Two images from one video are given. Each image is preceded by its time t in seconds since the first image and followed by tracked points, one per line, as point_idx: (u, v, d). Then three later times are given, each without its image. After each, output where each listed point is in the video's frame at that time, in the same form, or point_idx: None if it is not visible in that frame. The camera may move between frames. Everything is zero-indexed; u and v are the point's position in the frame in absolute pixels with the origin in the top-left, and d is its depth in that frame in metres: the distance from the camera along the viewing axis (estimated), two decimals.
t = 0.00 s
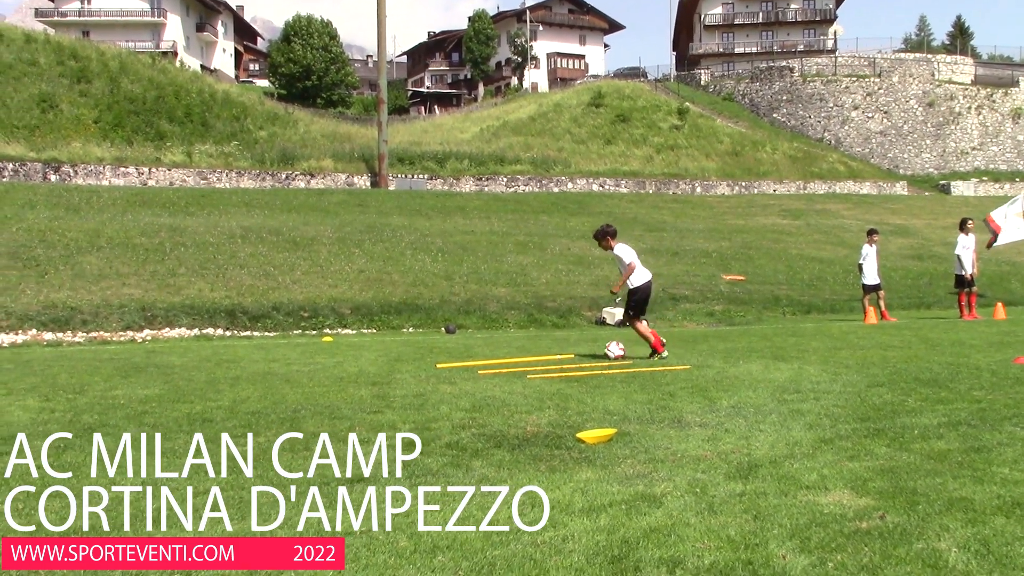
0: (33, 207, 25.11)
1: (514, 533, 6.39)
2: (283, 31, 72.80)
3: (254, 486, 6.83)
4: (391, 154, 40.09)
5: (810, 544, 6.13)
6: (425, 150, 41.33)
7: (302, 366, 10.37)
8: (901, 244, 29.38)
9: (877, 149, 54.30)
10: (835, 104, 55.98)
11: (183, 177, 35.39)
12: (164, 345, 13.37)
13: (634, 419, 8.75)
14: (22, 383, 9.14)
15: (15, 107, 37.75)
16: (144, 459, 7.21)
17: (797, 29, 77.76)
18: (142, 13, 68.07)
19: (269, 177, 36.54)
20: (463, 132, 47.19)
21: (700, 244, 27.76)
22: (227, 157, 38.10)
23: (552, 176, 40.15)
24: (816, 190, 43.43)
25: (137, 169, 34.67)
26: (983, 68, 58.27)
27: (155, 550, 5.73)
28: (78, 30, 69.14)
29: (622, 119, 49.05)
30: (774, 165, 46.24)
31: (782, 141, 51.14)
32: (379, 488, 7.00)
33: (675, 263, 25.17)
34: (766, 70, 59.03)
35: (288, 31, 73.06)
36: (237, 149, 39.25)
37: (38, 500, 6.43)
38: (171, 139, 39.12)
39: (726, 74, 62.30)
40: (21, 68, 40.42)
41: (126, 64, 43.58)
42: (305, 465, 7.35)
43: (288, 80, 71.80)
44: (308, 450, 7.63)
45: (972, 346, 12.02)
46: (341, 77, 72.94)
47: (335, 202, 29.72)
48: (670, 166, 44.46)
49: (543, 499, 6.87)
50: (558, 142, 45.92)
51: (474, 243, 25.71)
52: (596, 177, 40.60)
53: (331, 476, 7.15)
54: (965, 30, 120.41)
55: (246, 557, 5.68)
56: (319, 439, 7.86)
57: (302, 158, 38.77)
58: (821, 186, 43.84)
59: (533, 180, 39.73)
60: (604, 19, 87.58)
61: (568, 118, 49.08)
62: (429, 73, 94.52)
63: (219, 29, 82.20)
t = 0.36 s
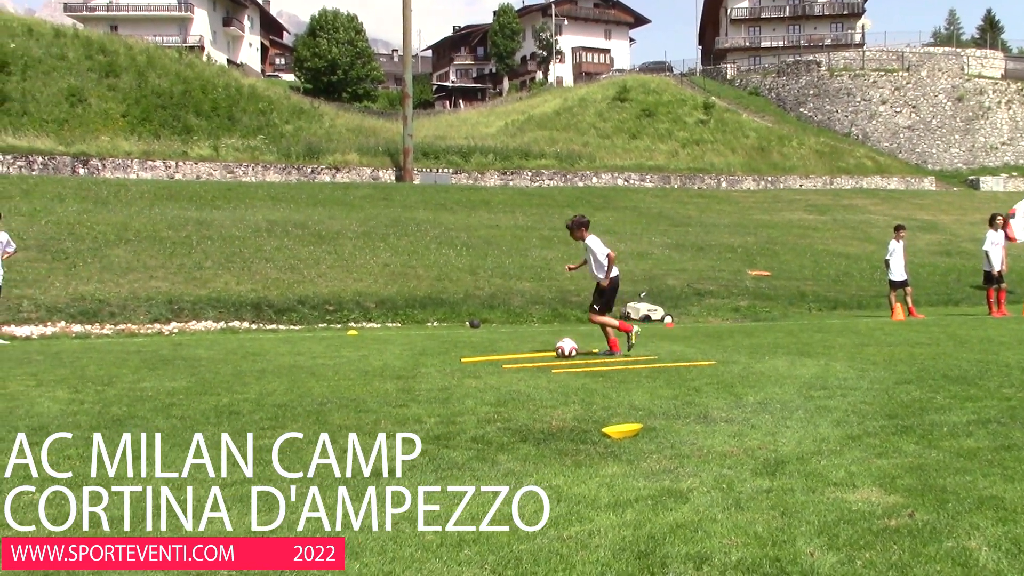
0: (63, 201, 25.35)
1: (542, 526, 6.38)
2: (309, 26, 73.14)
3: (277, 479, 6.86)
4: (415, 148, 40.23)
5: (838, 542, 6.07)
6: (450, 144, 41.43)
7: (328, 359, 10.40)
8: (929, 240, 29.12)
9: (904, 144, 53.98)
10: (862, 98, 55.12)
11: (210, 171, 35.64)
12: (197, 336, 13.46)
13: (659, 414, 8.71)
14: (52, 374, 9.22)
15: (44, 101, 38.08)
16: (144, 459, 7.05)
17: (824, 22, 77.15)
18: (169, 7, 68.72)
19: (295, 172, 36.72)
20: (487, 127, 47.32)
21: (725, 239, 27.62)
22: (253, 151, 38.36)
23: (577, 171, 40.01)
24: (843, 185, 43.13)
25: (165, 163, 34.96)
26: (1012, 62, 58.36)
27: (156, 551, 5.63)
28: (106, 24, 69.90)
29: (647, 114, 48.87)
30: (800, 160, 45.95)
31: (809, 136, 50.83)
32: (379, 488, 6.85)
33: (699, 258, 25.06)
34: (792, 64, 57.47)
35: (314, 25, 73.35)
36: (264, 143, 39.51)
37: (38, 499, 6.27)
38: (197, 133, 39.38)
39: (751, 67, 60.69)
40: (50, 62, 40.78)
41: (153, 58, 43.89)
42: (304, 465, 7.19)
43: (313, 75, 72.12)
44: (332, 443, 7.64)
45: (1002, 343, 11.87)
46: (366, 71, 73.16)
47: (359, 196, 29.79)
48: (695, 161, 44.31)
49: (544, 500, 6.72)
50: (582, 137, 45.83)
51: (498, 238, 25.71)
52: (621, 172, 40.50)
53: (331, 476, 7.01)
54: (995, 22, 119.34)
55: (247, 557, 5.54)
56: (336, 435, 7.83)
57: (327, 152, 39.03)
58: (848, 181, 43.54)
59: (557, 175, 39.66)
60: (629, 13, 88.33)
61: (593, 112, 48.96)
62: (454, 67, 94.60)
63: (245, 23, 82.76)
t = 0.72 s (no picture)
0: (105, 195, 25.68)
1: (584, 522, 6.34)
2: (348, 21, 73.75)
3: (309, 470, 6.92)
4: (452, 143, 40.43)
5: (884, 541, 5.97)
6: (487, 139, 41.52)
7: (366, 353, 10.43)
8: (971, 236, 28.71)
9: (946, 139, 53.19)
10: (904, 92, 54.62)
11: (249, 166, 36.00)
12: (239, 330, 13.56)
13: (698, 411, 8.64)
14: (95, 366, 9.32)
15: (87, 96, 38.56)
16: (145, 459, 6.91)
17: (865, 15, 77.19)
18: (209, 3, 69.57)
19: (333, 166, 37.34)
20: (524, 121, 47.55)
21: (764, 234, 27.42)
22: (292, 146, 38.65)
23: (614, 166, 39.99)
24: (883, 180, 42.79)
25: (204, 158, 35.33)
26: None
27: (156, 551, 5.51)
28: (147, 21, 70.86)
29: (685, 108, 48.60)
30: (840, 155, 45.49)
31: (848, 130, 50.33)
32: (382, 487, 6.71)
33: (737, 253, 24.91)
34: (832, 59, 57.47)
35: (352, 20, 73.87)
36: (302, 138, 39.83)
37: (37, 500, 6.12)
38: (237, 127, 39.71)
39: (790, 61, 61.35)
40: (93, 58, 41.31)
41: (193, 54, 44.37)
42: (304, 464, 7.04)
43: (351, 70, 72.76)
44: (372, 437, 7.69)
45: None
46: (403, 67, 73.24)
47: (396, 190, 29.89)
48: (733, 155, 44.05)
49: (544, 502, 6.55)
50: (619, 132, 45.65)
51: (535, 233, 25.70)
52: (658, 167, 40.43)
53: (330, 476, 6.86)
54: None
55: (247, 557, 5.42)
56: (372, 430, 7.83)
57: (365, 147, 39.51)
58: (888, 176, 43.16)
59: (594, 170, 39.60)
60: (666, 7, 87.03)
61: (630, 106, 48.76)
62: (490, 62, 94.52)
63: (284, 18, 83.58)
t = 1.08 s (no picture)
0: (186, 192, 26.30)
1: (664, 522, 6.26)
2: (421, 19, 74.32)
3: (402, 465, 7.09)
4: (525, 141, 40.50)
5: (975, 548, 5.77)
6: (559, 136, 41.61)
7: (441, 349, 10.48)
8: None
9: None
10: (987, 87, 52.54)
11: (325, 163, 36.56)
12: (321, 325, 13.74)
13: (777, 411, 8.48)
14: (178, 360, 9.55)
15: (168, 96, 39.62)
16: (145, 460, 6.91)
17: (947, 9, 75.11)
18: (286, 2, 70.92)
19: (406, 164, 37.34)
20: (597, 118, 47.66)
21: (841, 232, 26.93)
22: (367, 144, 39.07)
23: (687, 163, 39.73)
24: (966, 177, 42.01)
25: (281, 156, 35.97)
26: None
27: (156, 551, 5.49)
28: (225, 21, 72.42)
29: (759, 104, 48.03)
30: (920, 151, 44.52)
31: (928, 126, 49.15)
32: (383, 487, 6.66)
33: (815, 251, 24.53)
34: (912, 53, 56.90)
35: (424, 19, 74.42)
36: (377, 136, 40.24)
37: (37, 499, 6.13)
38: (313, 126, 40.34)
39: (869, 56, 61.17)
40: (174, 58, 42.40)
41: (270, 54, 45.27)
42: (304, 464, 6.99)
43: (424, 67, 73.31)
44: (451, 434, 7.77)
45: None
46: (476, 65, 73.68)
47: (470, 187, 30.03)
48: (810, 152, 43.38)
49: (542, 505, 6.44)
50: (692, 129, 45.24)
51: (608, 230, 25.59)
52: (732, 164, 39.95)
53: (330, 476, 6.81)
54: None
55: (247, 557, 5.40)
56: (446, 427, 7.90)
57: (437, 144, 39.47)
58: (971, 172, 42.32)
59: (668, 167, 39.38)
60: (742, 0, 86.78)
61: (704, 103, 48.50)
62: (563, 59, 95.10)
63: (359, 17, 85.07)
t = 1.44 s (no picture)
0: (283, 194, 27.01)
1: (769, 526, 6.12)
2: (510, 19, 74.64)
3: (505, 466, 7.20)
4: (615, 139, 40.38)
5: None
6: (650, 133, 41.44)
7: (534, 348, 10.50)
8: None
9: None
10: None
11: (417, 165, 36.93)
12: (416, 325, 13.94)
13: (881, 413, 8.24)
14: (279, 358, 9.84)
15: (265, 100, 40.78)
16: (144, 460, 6.99)
17: None
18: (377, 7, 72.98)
19: (497, 164, 37.38)
20: (688, 115, 47.69)
21: (944, 228, 26.12)
22: (458, 144, 39.43)
23: (782, 159, 38.92)
24: None
25: (375, 158, 36.49)
26: None
27: (156, 550, 5.52)
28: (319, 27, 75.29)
29: (856, 98, 46.89)
30: None
31: None
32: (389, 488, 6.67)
33: (917, 248, 23.90)
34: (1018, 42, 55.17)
35: (514, 20, 74.73)
36: (468, 136, 40.61)
37: (39, 499, 6.23)
38: (404, 127, 40.94)
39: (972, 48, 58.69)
40: (272, 64, 43.60)
41: (363, 57, 46.22)
42: (305, 464, 7.05)
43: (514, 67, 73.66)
44: (548, 434, 7.82)
45: None
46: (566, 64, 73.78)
47: (560, 186, 30.04)
48: (909, 146, 42.18)
49: (542, 507, 6.35)
50: (787, 124, 44.53)
51: (701, 228, 25.32)
52: (829, 159, 39.02)
53: (331, 477, 6.84)
54: None
55: (247, 557, 5.43)
56: (545, 426, 7.96)
57: (529, 143, 39.60)
58: None
59: (761, 163, 38.75)
60: None
61: (798, 97, 47.57)
62: (652, 57, 93.45)
63: (449, 19, 86.44)
